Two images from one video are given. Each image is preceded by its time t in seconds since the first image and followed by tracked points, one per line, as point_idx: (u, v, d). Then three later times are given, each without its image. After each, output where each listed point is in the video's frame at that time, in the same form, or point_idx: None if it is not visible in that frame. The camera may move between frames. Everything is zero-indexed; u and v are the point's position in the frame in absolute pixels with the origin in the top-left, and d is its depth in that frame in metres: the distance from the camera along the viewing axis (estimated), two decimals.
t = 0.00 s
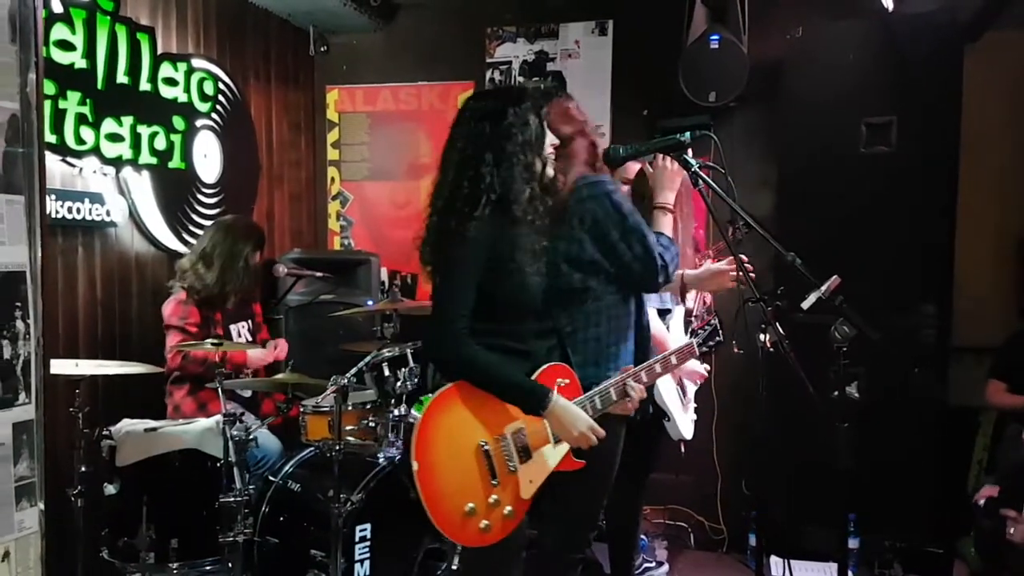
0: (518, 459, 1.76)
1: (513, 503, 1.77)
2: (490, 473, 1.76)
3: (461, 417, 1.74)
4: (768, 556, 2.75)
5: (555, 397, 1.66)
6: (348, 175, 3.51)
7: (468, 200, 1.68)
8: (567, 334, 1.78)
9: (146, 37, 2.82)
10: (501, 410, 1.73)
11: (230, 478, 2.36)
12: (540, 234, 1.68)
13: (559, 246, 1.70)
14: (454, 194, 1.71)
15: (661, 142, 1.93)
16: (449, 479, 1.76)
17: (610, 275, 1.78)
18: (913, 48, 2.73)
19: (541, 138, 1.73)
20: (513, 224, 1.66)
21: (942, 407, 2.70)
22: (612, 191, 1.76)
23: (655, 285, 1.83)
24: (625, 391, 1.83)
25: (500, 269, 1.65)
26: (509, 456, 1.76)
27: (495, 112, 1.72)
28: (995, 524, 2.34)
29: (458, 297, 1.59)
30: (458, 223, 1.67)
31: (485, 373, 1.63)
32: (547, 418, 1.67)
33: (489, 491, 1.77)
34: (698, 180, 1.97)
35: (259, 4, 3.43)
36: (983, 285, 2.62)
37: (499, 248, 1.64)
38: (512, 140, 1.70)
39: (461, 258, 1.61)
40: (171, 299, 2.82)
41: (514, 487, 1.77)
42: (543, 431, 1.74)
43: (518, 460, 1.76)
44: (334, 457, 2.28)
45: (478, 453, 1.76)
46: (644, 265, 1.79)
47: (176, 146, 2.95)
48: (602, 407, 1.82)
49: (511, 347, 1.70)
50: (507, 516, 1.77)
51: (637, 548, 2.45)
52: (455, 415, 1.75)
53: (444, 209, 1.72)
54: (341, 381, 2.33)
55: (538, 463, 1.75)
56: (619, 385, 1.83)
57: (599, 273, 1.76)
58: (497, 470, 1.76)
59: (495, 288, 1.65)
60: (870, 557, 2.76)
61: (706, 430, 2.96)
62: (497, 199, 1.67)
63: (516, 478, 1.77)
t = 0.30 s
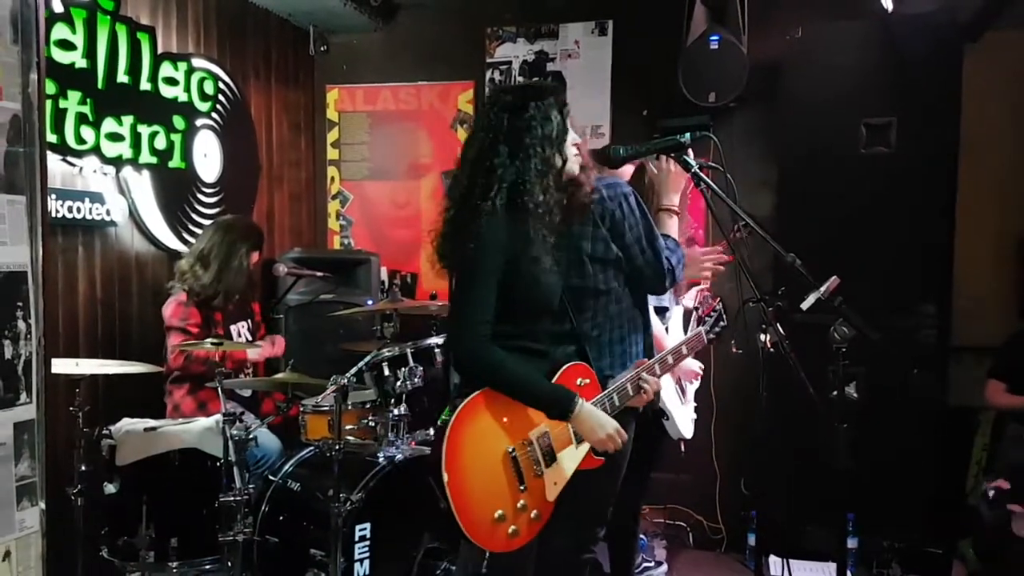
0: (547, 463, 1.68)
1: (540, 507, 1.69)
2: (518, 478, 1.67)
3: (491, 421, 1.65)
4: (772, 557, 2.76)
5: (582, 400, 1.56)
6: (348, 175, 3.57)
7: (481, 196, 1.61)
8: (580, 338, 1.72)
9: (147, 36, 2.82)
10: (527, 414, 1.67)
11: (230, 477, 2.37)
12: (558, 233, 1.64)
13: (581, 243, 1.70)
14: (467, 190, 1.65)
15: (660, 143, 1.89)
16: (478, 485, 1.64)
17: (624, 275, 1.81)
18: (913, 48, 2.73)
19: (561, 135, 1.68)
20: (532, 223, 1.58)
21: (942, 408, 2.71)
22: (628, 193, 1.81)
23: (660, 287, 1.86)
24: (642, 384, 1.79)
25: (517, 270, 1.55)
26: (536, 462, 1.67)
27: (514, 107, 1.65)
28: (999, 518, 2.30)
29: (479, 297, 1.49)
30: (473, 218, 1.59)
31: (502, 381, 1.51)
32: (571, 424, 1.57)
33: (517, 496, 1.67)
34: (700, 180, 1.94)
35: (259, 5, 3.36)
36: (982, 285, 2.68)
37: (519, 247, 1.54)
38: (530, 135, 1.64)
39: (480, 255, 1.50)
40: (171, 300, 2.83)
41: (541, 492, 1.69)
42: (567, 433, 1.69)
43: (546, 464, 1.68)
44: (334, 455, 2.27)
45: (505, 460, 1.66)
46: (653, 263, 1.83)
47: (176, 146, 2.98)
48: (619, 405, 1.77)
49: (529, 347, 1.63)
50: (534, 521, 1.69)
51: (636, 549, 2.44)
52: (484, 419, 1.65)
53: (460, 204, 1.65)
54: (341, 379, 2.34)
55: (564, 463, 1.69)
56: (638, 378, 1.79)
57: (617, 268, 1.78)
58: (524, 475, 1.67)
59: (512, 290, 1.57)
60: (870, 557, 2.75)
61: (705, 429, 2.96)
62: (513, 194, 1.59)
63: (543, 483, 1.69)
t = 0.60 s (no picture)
0: (546, 461, 1.68)
1: (536, 504, 1.69)
2: (517, 474, 1.66)
3: (493, 415, 1.64)
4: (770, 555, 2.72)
5: (583, 399, 1.56)
6: (346, 173, 3.56)
7: (489, 198, 1.60)
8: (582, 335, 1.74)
9: (143, 35, 2.82)
10: (528, 411, 1.68)
11: (227, 477, 2.37)
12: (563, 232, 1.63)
13: (579, 241, 1.71)
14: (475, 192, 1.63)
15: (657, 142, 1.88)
16: (477, 478, 1.62)
17: (619, 272, 1.84)
18: (910, 46, 2.74)
19: (568, 138, 1.68)
20: (538, 223, 1.57)
21: (940, 407, 2.71)
22: (627, 193, 1.84)
23: (656, 288, 1.87)
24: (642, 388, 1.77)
25: (527, 269, 1.54)
26: (536, 459, 1.67)
27: (521, 110, 1.64)
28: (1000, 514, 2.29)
29: (485, 295, 1.49)
30: (480, 219, 1.57)
31: (510, 376, 1.50)
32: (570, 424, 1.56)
33: (515, 493, 1.65)
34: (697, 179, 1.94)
35: (257, 4, 3.36)
36: (982, 285, 2.70)
37: (528, 247, 1.54)
38: (538, 138, 1.63)
39: (489, 253, 1.49)
40: (169, 300, 2.81)
41: (538, 489, 1.68)
42: (566, 433, 1.71)
43: (545, 462, 1.68)
44: (332, 454, 2.27)
45: (506, 455, 1.65)
46: (650, 263, 1.83)
47: (173, 144, 2.97)
48: (621, 409, 1.75)
49: (535, 344, 1.60)
50: (530, 518, 1.68)
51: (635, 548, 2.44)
52: (487, 411, 1.64)
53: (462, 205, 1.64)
54: (339, 378, 2.33)
55: (563, 462, 1.71)
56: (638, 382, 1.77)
57: (610, 267, 1.81)
58: (523, 471, 1.66)
59: (519, 288, 1.55)
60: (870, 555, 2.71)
61: (703, 428, 2.96)
62: (521, 196, 1.59)
63: (540, 480, 1.69)
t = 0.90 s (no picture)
0: (550, 453, 1.69)
1: (549, 496, 1.71)
2: (523, 472, 1.68)
3: (493, 418, 1.64)
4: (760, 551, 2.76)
5: (576, 386, 1.63)
6: (340, 170, 3.54)
7: (458, 194, 1.57)
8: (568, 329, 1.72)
9: (135, 32, 2.81)
10: (525, 409, 1.66)
11: (219, 474, 2.39)
12: (536, 229, 1.65)
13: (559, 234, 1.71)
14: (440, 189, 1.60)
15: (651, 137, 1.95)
16: (486, 485, 1.64)
17: (606, 267, 1.82)
18: (904, 44, 2.73)
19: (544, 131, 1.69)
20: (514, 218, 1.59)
21: (934, 403, 2.72)
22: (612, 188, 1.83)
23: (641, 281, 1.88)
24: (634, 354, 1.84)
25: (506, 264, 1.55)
26: (539, 454, 1.68)
27: (481, 108, 1.63)
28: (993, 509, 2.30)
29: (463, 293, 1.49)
30: (455, 213, 1.56)
31: (491, 376, 1.54)
32: (568, 411, 1.64)
33: (525, 490, 1.68)
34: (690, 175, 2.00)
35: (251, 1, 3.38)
36: (980, 282, 2.68)
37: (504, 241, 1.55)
38: (505, 134, 1.63)
39: (466, 248, 1.49)
40: (161, 298, 2.87)
41: (548, 481, 1.71)
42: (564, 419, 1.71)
43: (549, 455, 1.69)
44: (324, 452, 2.29)
45: (509, 457, 1.66)
46: (633, 255, 1.83)
47: (166, 141, 2.96)
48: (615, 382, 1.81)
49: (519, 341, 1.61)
50: (544, 511, 1.70)
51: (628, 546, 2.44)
52: (483, 417, 1.64)
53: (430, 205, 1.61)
54: (331, 375, 2.34)
55: (567, 450, 1.71)
56: (629, 350, 1.83)
57: (595, 261, 1.78)
58: (528, 468, 1.68)
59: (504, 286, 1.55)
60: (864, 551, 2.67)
61: (697, 425, 2.97)
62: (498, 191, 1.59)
63: (548, 472, 1.70)
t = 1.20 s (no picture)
0: (522, 453, 1.82)
1: (528, 492, 1.83)
2: (498, 474, 1.82)
3: (464, 425, 1.78)
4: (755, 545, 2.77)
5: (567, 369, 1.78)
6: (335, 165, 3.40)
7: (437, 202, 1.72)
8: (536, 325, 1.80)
9: (129, 25, 2.81)
10: (494, 411, 1.80)
11: (213, 469, 2.40)
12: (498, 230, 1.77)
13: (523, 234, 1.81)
14: (421, 187, 1.80)
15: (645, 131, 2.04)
16: (461, 491, 1.78)
17: (578, 262, 1.88)
18: (903, 40, 2.74)
19: (508, 136, 1.85)
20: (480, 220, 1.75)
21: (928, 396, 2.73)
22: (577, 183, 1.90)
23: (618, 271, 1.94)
24: (601, 334, 1.90)
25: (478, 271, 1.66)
26: (510, 455, 1.82)
27: (455, 109, 1.85)
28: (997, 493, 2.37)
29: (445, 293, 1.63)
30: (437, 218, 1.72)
31: (474, 370, 1.66)
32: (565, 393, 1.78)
33: (502, 491, 1.81)
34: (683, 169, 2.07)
35: None
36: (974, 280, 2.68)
37: (474, 248, 1.67)
38: (481, 133, 1.81)
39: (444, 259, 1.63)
40: (156, 294, 2.88)
41: (525, 478, 1.83)
42: (537, 414, 1.82)
43: (522, 454, 1.82)
44: (319, 447, 2.31)
45: (482, 460, 1.80)
46: (606, 249, 1.90)
47: (159, 135, 2.96)
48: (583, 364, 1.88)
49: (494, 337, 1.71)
50: (524, 509, 1.83)
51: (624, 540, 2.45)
52: (454, 424, 1.77)
53: (409, 200, 1.82)
54: (326, 370, 2.37)
55: (542, 443, 1.83)
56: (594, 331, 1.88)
57: (566, 259, 1.86)
58: (503, 469, 1.82)
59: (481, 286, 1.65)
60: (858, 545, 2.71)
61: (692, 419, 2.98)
62: (468, 198, 1.76)
63: (524, 470, 1.83)
